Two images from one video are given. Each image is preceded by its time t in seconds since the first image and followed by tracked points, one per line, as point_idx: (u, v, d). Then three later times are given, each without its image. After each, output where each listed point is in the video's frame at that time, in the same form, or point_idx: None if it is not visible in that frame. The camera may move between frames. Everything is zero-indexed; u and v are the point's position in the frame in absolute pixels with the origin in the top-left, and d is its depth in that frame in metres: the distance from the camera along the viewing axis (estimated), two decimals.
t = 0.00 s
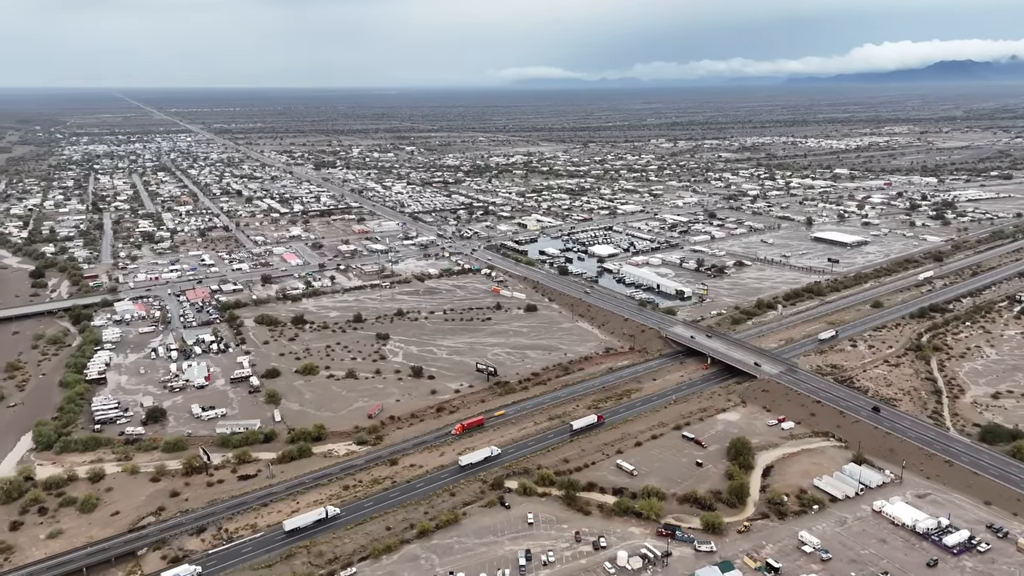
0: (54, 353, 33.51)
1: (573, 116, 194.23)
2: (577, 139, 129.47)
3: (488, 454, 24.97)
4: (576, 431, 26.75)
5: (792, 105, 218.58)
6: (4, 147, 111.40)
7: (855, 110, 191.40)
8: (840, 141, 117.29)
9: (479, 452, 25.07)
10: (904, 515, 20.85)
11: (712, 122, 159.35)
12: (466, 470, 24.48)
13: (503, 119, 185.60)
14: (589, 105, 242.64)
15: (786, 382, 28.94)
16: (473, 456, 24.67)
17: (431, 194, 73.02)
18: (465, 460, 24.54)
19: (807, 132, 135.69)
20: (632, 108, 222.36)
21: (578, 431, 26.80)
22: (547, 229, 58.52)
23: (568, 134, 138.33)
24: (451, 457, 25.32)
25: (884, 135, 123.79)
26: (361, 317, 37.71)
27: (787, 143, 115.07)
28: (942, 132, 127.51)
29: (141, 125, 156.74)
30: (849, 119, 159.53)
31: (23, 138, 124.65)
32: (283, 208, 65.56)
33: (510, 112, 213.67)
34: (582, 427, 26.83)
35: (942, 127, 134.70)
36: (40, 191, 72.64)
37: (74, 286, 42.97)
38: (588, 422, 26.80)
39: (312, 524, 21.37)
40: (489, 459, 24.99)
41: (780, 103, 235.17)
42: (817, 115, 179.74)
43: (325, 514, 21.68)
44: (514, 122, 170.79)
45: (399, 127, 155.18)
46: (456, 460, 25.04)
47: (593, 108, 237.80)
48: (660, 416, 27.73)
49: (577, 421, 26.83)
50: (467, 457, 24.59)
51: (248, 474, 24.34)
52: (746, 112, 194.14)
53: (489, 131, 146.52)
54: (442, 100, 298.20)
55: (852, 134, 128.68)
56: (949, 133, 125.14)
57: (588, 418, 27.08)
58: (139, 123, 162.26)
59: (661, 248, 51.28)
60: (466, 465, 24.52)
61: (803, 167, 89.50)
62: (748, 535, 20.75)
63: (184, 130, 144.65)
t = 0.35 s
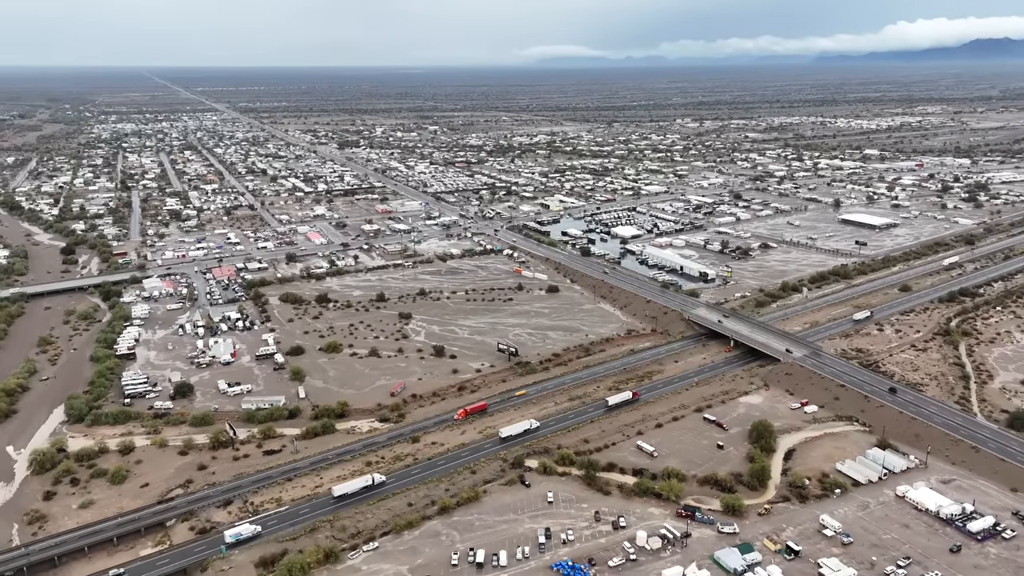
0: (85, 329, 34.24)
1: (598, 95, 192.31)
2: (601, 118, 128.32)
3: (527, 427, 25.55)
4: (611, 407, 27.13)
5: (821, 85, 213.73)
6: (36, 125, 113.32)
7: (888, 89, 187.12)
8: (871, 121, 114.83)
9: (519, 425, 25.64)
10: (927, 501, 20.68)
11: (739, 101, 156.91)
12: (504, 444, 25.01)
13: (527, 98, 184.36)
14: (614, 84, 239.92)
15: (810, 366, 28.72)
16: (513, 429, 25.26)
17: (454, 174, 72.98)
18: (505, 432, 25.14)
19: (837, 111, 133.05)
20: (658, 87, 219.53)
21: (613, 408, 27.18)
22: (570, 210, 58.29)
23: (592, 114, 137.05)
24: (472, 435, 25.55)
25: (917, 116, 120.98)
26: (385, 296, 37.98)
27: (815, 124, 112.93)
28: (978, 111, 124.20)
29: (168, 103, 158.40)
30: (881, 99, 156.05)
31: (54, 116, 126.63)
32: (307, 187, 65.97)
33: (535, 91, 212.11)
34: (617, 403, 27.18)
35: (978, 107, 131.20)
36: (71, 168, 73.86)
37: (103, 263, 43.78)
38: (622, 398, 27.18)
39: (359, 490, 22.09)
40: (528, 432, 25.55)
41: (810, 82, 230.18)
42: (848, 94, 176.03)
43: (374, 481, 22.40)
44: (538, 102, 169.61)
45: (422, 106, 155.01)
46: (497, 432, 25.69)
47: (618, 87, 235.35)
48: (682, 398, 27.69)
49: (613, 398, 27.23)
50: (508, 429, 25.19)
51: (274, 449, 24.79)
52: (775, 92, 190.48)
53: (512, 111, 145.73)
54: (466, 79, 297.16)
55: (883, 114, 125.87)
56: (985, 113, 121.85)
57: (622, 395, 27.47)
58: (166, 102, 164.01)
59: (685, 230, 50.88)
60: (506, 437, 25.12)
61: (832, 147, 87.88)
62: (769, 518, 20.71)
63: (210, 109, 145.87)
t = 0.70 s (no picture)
0: (111, 304, 34.85)
1: (621, 73, 190.22)
2: (623, 96, 126.96)
3: (563, 400, 26.01)
4: (643, 381, 27.43)
5: (855, 60, 210.48)
6: (61, 102, 114.66)
7: (918, 66, 183.02)
8: (899, 100, 112.45)
9: (555, 398, 26.09)
10: (948, 484, 20.52)
11: (764, 79, 154.28)
12: (525, 422, 25.24)
13: (548, 75, 182.72)
14: (637, 61, 237.30)
15: (831, 348, 28.50)
16: (549, 402, 25.71)
17: (474, 153, 72.81)
18: (541, 405, 25.63)
19: (865, 89, 130.38)
20: (682, 64, 216.49)
21: (646, 382, 27.49)
22: (590, 189, 57.99)
23: (613, 91, 135.60)
24: (491, 413, 25.73)
25: (948, 94, 118.22)
26: (404, 275, 38.17)
27: (842, 102, 110.85)
28: (1011, 90, 121.07)
29: (190, 81, 159.17)
30: (910, 76, 152.71)
31: (79, 93, 127.85)
32: (328, 165, 66.21)
33: (556, 69, 210.32)
34: (650, 377, 27.47)
35: (1011, 85, 127.87)
36: (96, 145, 74.74)
37: (128, 239, 44.39)
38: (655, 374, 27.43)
39: (401, 458, 22.78)
40: (564, 405, 25.97)
41: (836, 60, 225.22)
42: (877, 71, 172.46)
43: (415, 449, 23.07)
44: (559, 79, 168.10)
45: (443, 84, 154.35)
46: (534, 404, 26.20)
47: (641, 64, 232.69)
48: (701, 379, 27.66)
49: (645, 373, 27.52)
50: (544, 402, 25.65)
51: (295, 424, 25.15)
52: (800, 69, 186.84)
53: (533, 88, 144.56)
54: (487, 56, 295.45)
55: (912, 92, 123.15)
56: (1018, 91, 118.77)
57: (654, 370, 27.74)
58: (189, 79, 164.92)
59: (706, 210, 50.46)
60: (542, 409, 25.60)
61: (859, 126, 86.30)
62: (787, 499, 20.68)
63: (232, 86, 146.50)
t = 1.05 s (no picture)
0: (133, 284, 35.34)
1: (641, 54, 188.40)
2: (643, 78, 125.63)
3: (597, 378, 26.40)
4: (674, 361, 27.73)
5: (880, 41, 206.93)
6: (84, 83, 115.74)
7: (946, 48, 179.95)
8: (926, 82, 110.26)
9: (589, 376, 26.49)
10: (967, 473, 20.33)
11: (787, 61, 152.00)
12: (537, 406, 25.22)
13: (568, 56, 181.17)
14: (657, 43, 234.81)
15: (851, 334, 28.25)
16: (582, 379, 26.12)
17: (492, 135, 72.62)
18: (575, 382, 26.06)
19: (891, 71, 127.96)
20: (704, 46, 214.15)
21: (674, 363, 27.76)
22: (609, 172, 57.70)
23: (633, 73, 134.20)
24: (507, 396, 25.85)
25: (976, 76, 115.62)
26: (422, 257, 38.33)
27: (867, 85, 108.93)
28: None
29: (210, 62, 159.73)
30: (938, 58, 149.67)
31: (101, 74, 128.87)
32: (346, 147, 66.39)
33: (576, 50, 208.59)
34: (681, 357, 27.74)
35: None
36: (118, 126, 75.47)
37: (149, 220, 44.92)
38: (686, 354, 27.72)
39: (439, 433, 23.40)
40: (597, 384, 26.35)
41: (862, 41, 220.82)
42: (903, 53, 169.33)
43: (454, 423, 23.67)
44: (578, 60, 166.64)
45: (461, 66, 153.63)
46: (561, 385, 26.43)
47: (662, 45, 230.40)
48: (718, 364, 27.58)
49: (675, 353, 27.79)
50: (578, 379, 26.08)
51: (314, 404, 25.44)
52: (825, 51, 183.51)
53: (552, 70, 143.48)
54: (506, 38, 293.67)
55: (939, 74, 120.70)
56: None
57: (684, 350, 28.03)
58: (209, 60, 165.63)
59: (726, 194, 50.06)
60: (576, 386, 26.05)
61: (883, 109, 84.87)
62: (803, 485, 20.61)
63: (251, 67, 146.92)
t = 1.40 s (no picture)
0: (150, 268, 35.71)
1: (658, 40, 186.78)
2: (659, 64, 124.53)
3: (627, 360, 26.73)
4: (702, 345, 27.95)
5: (901, 27, 203.78)
6: (101, 68, 116.48)
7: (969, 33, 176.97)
8: (949, 68, 108.40)
9: (618, 358, 26.82)
10: (983, 464, 20.18)
11: (807, 46, 149.94)
12: (548, 393, 25.25)
13: (583, 42, 179.80)
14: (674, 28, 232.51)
15: (867, 324, 28.03)
16: (613, 360, 26.49)
17: (506, 121, 72.40)
18: (605, 363, 26.42)
19: (912, 57, 125.92)
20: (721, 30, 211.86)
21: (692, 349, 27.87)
22: (623, 159, 57.39)
23: (650, 59, 132.99)
24: (519, 382, 25.94)
25: (1001, 62, 113.53)
26: (436, 244, 38.41)
27: (887, 71, 107.30)
28: None
29: (226, 47, 160.01)
30: (961, 43, 147.39)
31: (118, 59, 129.54)
32: (361, 133, 66.43)
33: (592, 35, 207.32)
34: (709, 341, 27.96)
35: None
36: (135, 111, 75.99)
37: (166, 205, 45.27)
38: (714, 337, 27.94)
39: (475, 410, 23.85)
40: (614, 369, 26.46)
41: (882, 27, 217.02)
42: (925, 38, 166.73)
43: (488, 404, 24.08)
44: (595, 46, 165.39)
45: (476, 51, 152.78)
46: (571, 373, 26.48)
47: (679, 30, 228.14)
48: (731, 353, 27.47)
49: (704, 337, 28.02)
50: (608, 361, 26.41)
51: (328, 389, 25.66)
52: (845, 36, 180.67)
53: (567, 56, 142.43)
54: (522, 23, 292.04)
55: (961, 60, 118.67)
56: None
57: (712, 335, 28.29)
58: (225, 45, 166.04)
59: (742, 181, 49.67)
60: (606, 368, 26.38)
61: (904, 96, 83.64)
62: (816, 475, 20.54)
63: (266, 53, 147.08)
